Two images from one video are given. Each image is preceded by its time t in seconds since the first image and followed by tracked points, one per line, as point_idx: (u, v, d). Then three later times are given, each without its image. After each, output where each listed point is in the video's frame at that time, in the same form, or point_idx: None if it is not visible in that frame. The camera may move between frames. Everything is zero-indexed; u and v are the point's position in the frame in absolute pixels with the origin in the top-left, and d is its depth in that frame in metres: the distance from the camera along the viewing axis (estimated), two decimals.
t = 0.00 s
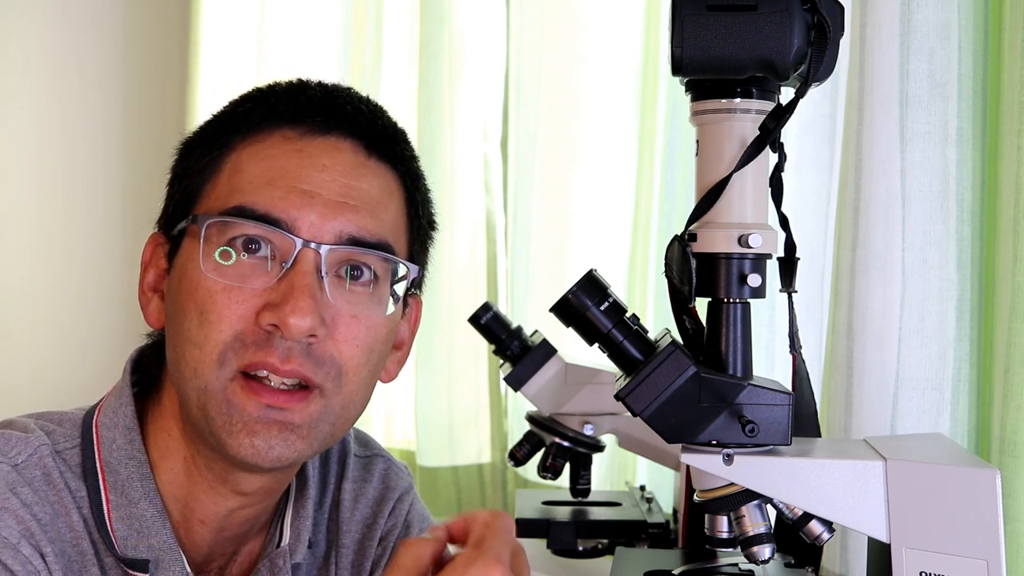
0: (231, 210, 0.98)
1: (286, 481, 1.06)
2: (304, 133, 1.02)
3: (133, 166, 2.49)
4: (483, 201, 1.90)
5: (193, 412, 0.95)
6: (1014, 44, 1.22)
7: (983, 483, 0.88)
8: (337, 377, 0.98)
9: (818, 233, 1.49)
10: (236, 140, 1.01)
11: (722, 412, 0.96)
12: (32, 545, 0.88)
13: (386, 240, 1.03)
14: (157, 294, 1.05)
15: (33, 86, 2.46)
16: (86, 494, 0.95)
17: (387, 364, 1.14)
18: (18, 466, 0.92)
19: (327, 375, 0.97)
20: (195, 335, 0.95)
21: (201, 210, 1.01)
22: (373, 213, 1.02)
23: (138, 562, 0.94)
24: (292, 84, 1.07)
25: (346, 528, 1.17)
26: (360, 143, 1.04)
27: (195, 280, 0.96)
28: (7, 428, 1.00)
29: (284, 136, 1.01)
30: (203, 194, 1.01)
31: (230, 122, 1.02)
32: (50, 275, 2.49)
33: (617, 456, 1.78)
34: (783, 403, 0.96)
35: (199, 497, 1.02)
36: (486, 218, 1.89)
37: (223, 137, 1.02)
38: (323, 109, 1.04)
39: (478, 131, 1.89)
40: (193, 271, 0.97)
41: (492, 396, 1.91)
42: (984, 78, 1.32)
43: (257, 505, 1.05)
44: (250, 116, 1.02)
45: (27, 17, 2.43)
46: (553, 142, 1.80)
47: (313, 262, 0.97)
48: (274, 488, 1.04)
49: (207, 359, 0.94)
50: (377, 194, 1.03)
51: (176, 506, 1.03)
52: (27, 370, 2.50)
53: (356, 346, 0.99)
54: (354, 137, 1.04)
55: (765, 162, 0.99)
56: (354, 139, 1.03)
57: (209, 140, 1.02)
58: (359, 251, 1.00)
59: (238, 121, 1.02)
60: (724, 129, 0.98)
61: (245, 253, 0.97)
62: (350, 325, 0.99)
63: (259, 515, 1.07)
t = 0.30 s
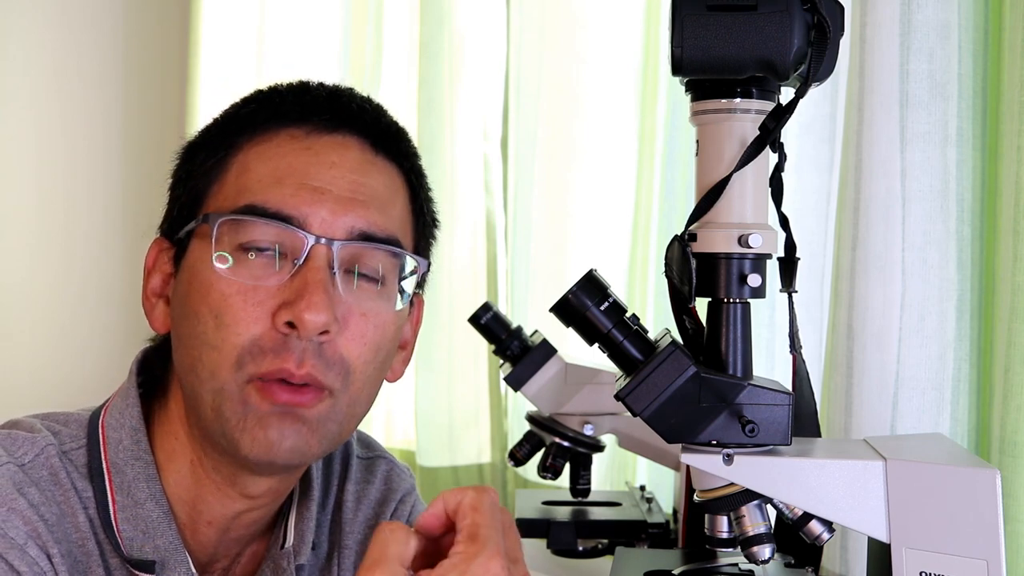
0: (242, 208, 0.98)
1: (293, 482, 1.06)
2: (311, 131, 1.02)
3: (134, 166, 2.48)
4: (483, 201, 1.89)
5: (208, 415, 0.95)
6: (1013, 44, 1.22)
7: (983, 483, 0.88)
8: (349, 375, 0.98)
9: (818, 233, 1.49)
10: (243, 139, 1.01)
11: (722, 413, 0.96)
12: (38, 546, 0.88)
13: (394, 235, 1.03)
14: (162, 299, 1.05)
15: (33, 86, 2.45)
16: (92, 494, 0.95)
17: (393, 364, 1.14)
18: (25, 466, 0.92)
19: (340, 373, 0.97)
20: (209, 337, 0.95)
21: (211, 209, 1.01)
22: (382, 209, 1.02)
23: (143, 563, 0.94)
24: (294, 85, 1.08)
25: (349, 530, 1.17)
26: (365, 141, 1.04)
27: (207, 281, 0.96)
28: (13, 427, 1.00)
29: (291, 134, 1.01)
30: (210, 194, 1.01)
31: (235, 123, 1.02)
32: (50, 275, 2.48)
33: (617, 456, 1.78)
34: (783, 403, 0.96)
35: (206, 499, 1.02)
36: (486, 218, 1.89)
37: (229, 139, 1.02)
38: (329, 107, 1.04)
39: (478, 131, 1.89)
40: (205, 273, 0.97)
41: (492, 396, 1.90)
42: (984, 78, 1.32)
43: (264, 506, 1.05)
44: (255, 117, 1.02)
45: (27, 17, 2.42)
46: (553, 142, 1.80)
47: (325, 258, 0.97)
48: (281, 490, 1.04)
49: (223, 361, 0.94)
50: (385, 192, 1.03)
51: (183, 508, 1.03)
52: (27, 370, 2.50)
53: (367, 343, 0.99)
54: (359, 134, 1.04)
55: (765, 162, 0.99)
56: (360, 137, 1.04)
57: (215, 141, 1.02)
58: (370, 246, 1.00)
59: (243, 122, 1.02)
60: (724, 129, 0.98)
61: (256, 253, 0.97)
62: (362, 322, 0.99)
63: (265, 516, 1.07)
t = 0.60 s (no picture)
0: (239, 211, 0.98)
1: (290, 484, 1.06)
2: (311, 134, 1.02)
3: (134, 166, 2.48)
4: (483, 201, 1.89)
5: (203, 416, 0.95)
6: (1014, 44, 1.22)
7: (983, 483, 0.88)
8: (345, 379, 0.98)
9: (819, 233, 1.49)
10: (243, 142, 1.01)
11: (722, 412, 0.96)
12: (38, 546, 0.88)
13: (392, 240, 1.03)
14: (162, 299, 1.05)
15: (33, 86, 2.45)
16: (91, 494, 0.95)
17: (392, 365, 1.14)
18: (24, 466, 0.92)
19: (336, 377, 0.97)
20: (205, 339, 0.95)
21: (209, 213, 1.01)
22: (380, 214, 1.02)
23: (142, 564, 0.94)
24: (296, 86, 1.07)
25: (348, 530, 1.17)
26: (365, 144, 1.04)
27: (203, 284, 0.96)
28: (13, 427, 1.00)
29: (290, 137, 1.01)
30: (211, 196, 1.01)
31: (235, 125, 1.02)
32: (50, 275, 2.48)
33: (617, 456, 1.78)
34: (783, 403, 0.96)
35: (202, 501, 1.02)
36: (486, 218, 1.89)
37: (229, 140, 1.01)
38: (329, 110, 1.04)
39: (478, 132, 1.89)
40: (201, 274, 0.97)
41: (492, 396, 1.90)
42: (984, 78, 1.32)
43: (260, 510, 1.05)
44: (256, 118, 1.02)
45: (27, 17, 2.42)
46: (553, 142, 1.80)
47: (322, 263, 0.97)
48: (276, 494, 1.04)
49: (218, 363, 0.94)
50: (384, 196, 1.03)
51: (180, 509, 1.03)
52: (27, 370, 2.49)
53: (363, 348, 0.99)
54: (359, 138, 1.03)
55: (765, 162, 0.99)
56: (359, 141, 1.03)
57: (215, 142, 1.02)
58: (367, 252, 1.00)
59: (244, 123, 1.02)
60: (724, 130, 0.98)
61: (253, 255, 0.97)
62: (358, 326, 0.99)
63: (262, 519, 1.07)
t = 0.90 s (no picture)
0: (244, 216, 0.99)
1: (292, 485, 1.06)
2: (318, 139, 1.01)
3: (134, 166, 2.48)
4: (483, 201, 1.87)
5: (205, 418, 0.96)
6: (1014, 44, 1.23)
7: (983, 483, 0.88)
8: (346, 387, 0.97)
9: (819, 233, 1.49)
10: (250, 144, 1.01)
11: (722, 413, 0.96)
12: (37, 547, 0.88)
13: (398, 248, 1.02)
14: (166, 297, 1.05)
15: (33, 86, 2.44)
16: (91, 495, 0.95)
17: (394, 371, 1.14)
18: (23, 466, 0.92)
19: (337, 384, 0.96)
20: (207, 342, 0.96)
21: (212, 216, 1.01)
22: (387, 222, 1.01)
23: (142, 565, 0.94)
24: (305, 89, 1.07)
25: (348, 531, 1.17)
26: (373, 151, 1.03)
27: (206, 287, 0.97)
28: (13, 427, 1.00)
29: (298, 142, 1.01)
30: (214, 198, 1.02)
31: (244, 127, 1.02)
32: (50, 275, 2.48)
33: (617, 456, 1.78)
34: (783, 403, 0.96)
35: (204, 500, 1.02)
36: (486, 219, 1.87)
37: (236, 143, 1.02)
38: (338, 116, 1.03)
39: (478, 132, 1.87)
40: (206, 277, 0.98)
41: (492, 396, 1.90)
42: (984, 78, 1.32)
43: (263, 509, 1.05)
44: (263, 121, 1.02)
45: (27, 17, 2.42)
46: (553, 142, 1.80)
47: (325, 270, 0.97)
48: (279, 493, 1.04)
49: (221, 366, 0.95)
50: (390, 203, 1.02)
51: (181, 510, 1.03)
52: (27, 370, 2.48)
53: (365, 356, 0.99)
54: (367, 144, 1.03)
55: (765, 162, 0.99)
56: (368, 148, 1.03)
57: (222, 144, 1.03)
58: (371, 260, 0.99)
59: (252, 126, 1.02)
60: (724, 129, 0.98)
61: (256, 260, 0.97)
62: (361, 334, 0.98)
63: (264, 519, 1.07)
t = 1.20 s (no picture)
0: (243, 206, 0.99)
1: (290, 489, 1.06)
2: (313, 131, 1.02)
3: (133, 166, 2.48)
4: (483, 201, 1.89)
5: (205, 413, 0.94)
6: (1014, 43, 1.22)
7: (983, 483, 0.88)
8: (349, 378, 0.97)
9: (819, 234, 1.49)
10: (246, 138, 1.01)
11: (722, 412, 0.96)
12: (35, 545, 0.88)
13: (397, 235, 1.03)
14: (161, 303, 1.05)
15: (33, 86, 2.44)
16: (89, 494, 0.95)
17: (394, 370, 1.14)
18: (22, 464, 0.92)
19: (339, 375, 0.96)
20: (206, 336, 0.94)
21: (210, 207, 1.01)
22: (385, 209, 1.02)
23: (138, 565, 0.94)
24: (298, 85, 1.08)
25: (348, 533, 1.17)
26: (368, 141, 1.04)
27: (205, 281, 0.96)
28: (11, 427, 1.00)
29: (293, 134, 1.01)
30: (211, 195, 1.01)
31: (239, 122, 1.02)
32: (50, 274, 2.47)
33: (617, 456, 1.78)
34: (783, 403, 0.96)
35: (202, 506, 1.02)
36: (486, 218, 1.89)
37: (232, 138, 1.02)
38: (332, 108, 1.04)
39: (478, 131, 1.89)
40: (203, 273, 0.97)
41: (492, 396, 1.90)
42: (984, 78, 1.32)
43: (258, 517, 1.05)
44: (259, 116, 1.02)
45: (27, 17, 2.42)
46: (553, 142, 1.80)
47: (326, 258, 0.97)
48: (275, 501, 1.05)
49: (221, 359, 0.94)
50: (388, 192, 1.02)
51: (178, 514, 1.03)
52: (27, 370, 2.48)
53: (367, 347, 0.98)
54: (362, 134, 1.03)
55: (764, 163, 0.99)
56: (363, 138, 1.03)
57: (217, 141, 1.02)
58: (371, 247, 1.00)
59: (247, 121, 1.02)
60: (724, 130, 0.98)
61: (256, 251, 0.97)
62: (362, 324, 0.98)
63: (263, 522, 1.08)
